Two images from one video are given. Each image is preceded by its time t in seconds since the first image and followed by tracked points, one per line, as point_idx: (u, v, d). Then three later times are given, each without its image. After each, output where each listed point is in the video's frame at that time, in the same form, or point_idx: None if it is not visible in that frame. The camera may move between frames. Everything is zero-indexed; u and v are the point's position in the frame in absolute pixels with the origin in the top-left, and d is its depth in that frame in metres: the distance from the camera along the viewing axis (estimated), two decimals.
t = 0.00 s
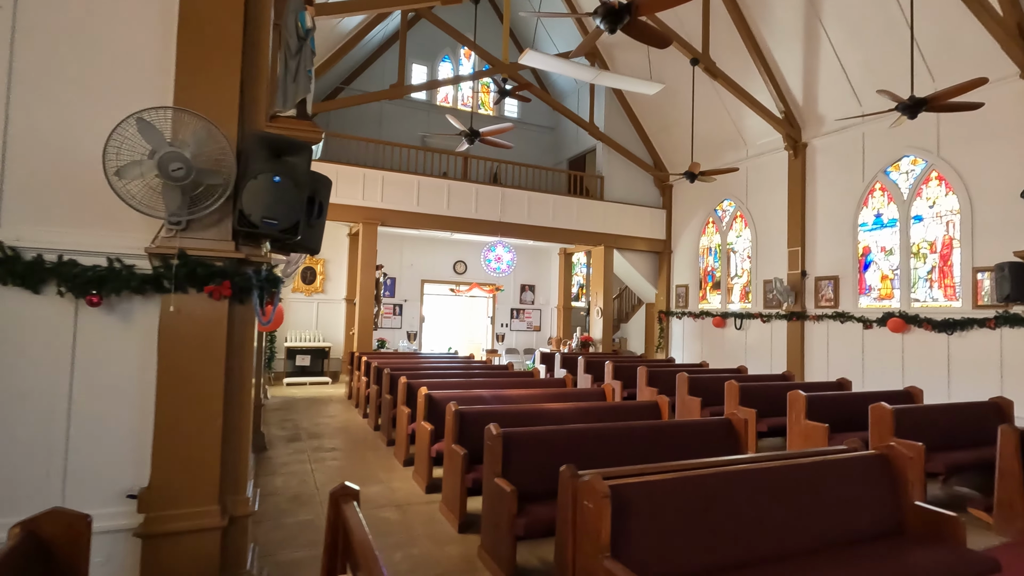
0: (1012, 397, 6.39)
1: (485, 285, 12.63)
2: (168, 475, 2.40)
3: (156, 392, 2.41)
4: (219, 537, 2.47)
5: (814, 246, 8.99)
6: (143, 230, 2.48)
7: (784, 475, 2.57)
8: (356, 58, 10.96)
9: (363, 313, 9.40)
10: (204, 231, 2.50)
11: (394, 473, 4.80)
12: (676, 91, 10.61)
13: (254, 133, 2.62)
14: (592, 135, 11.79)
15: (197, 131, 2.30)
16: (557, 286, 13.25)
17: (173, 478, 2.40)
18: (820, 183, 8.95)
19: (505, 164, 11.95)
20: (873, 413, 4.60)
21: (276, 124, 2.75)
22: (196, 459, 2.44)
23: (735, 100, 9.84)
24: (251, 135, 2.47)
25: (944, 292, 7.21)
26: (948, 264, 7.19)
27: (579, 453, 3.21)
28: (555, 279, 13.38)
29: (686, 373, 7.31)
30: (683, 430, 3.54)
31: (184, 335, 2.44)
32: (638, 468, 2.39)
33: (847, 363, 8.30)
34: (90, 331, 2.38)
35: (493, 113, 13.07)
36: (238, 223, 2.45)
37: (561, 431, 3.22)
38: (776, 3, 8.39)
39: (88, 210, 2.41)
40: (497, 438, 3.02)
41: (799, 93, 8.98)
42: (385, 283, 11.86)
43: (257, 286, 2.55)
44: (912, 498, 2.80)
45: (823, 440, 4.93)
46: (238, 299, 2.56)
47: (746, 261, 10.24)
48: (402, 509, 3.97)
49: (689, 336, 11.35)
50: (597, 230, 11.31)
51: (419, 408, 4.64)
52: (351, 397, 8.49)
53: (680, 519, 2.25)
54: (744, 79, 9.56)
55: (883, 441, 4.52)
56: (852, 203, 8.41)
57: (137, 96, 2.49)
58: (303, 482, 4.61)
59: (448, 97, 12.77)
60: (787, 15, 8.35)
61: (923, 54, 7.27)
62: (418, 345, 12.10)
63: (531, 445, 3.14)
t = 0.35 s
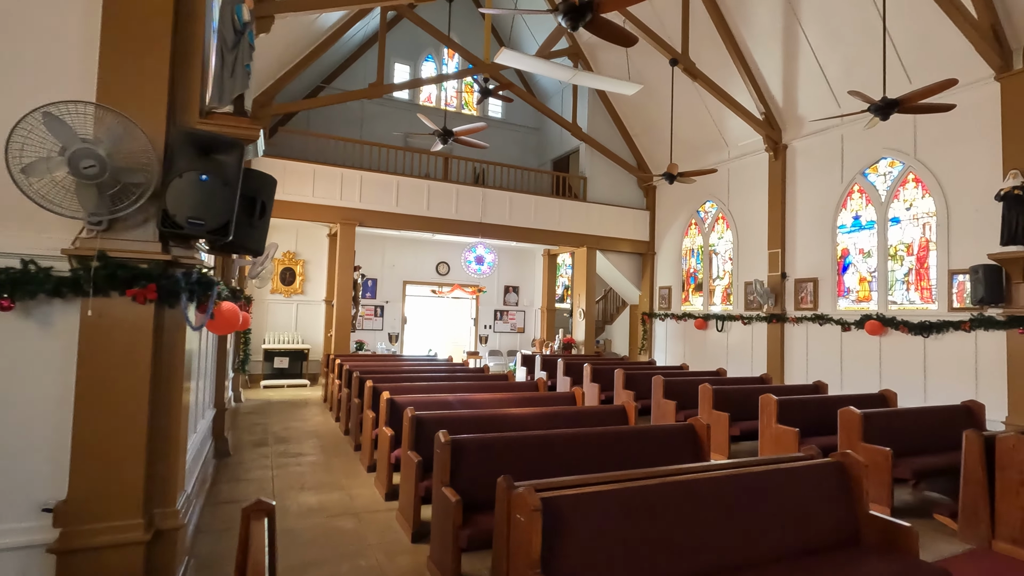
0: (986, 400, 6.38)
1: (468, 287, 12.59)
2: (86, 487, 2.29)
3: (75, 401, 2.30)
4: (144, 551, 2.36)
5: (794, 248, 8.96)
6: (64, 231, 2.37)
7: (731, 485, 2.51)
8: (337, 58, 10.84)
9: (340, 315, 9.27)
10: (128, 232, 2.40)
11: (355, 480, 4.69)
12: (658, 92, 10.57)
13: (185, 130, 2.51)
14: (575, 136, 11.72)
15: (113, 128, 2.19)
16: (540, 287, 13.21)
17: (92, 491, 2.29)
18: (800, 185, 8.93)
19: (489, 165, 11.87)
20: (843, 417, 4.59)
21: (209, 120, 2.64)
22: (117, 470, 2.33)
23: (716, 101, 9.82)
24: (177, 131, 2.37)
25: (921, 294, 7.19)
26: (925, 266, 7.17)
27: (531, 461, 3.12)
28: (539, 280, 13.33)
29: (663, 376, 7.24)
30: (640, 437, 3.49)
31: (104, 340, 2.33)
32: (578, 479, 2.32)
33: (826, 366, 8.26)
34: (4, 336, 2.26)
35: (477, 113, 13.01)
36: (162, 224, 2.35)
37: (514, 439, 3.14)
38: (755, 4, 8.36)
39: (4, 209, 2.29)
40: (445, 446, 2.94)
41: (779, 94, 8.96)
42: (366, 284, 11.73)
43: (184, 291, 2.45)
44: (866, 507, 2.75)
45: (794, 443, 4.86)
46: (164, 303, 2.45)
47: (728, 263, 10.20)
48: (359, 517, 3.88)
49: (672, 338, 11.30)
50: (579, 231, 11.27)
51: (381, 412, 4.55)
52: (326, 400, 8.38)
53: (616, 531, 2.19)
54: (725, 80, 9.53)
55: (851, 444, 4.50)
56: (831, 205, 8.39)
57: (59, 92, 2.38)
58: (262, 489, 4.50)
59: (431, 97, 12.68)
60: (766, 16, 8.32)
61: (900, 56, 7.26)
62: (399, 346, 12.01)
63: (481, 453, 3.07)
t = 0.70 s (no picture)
0: (971, 402, 6.30)
1: (454, 287, 12.49)
2: (5, 498, 2.15)
3: None
4: (70, 566, 2.23)
5: (781, 248, 8.87)
6: None
7: (694, 494, 2.40)
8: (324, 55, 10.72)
9: (323, 316, 9.12)
10: (57, 228, 2.27)
11: (324, 486, 4.57)
12: (646, 91, 10.48)
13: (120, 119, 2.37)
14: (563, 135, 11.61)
15: (35, 119, 2.07)
16: (529, 287, 13.11)
17: (11, 503, 2.15)
18: (787, 184, 8.84)
19: (477, 164, 11.76)
20: (823, 419, 4.50)
21: (148, 110, 2.50)
22: (40, 481, 2.19)
23: (704, 100, 9.73)
24: (106, 119, 2.24)
25: (907, 294, 7.11)
26: (911, 266, 7.09)
27: (492, 467, 3.02)
28: (527, 280, 13.22)
29: (646, 377, 7.14)
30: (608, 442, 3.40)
31: (27, 343, 2.20)
32: (529, 489, 2.21)
33: (813, 367, 8.18)
34: None
35: (465, 111, 12.91)
36: (89, 219, 2.21)
37: (474, 444, 3.03)
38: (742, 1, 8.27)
39: None
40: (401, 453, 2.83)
41: (766, 92, 8.87)
42: (351, 284, 11.59)
43: (117, 291, 2.32)
44: (837, 516, 2.64)
45: (774, 447, 4.81)
46: (95, 303, 2.33)
47: (716, 263, 10.11)
48: (323, 524, 3.75)
49: (661, 338, 11.21)
50: (567, 231, 11.16)
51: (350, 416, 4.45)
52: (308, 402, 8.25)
53: (567, 546, 2.07)
54: (712, 78, 9.43)
55: (832, 447, 4.41)
56: (818, 204, 8.31)
57: None
58: (227, 495, 4.37)
59: (418, 95, 12.52)
60: (753, 13, 8.23)
61: (886, 54, 7.18)
62: (385, 347, 11.87)
63: (439, 459, 2.96)
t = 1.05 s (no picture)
0: (971, 404, 6.08)
1: (444, 285, 12.29)
2: None
3: None
4: None
5: (776, 245, 8.65)
6: None
7: (665, 509, 2.18)
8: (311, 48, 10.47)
9: (306, 314, 8.88)
10: None
11: (291, 493, 4.34)
12: (639, 84, 10.25)
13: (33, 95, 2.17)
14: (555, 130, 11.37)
15: None
16: (521, 286, 12.89)
17: None
18: (782, 179, 8.62)
19: (468, 159, 11.53)
20: (815, 422, 4.27)
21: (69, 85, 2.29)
22: None
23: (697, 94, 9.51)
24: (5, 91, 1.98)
25: (905, 292, 6.88)
26: (908, 263, 6.87)
27: (452, 476, 2.81)
28: (519, 279, 13.00)
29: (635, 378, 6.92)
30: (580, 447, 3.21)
31: None
32: (478, 505, 2.00)
33: (808, 367, 7.95)
34: None
35: (455, 106, 12.68)
36: None
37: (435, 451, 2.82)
38: None
39: None
40: (352, 460, 2.61)
41: (760, 85, 8.64)
42: (339, 283, 11.37)
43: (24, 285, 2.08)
44: (825, 531, 2.41)
45: (765, 452, 4.61)
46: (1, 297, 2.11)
47: (710, 260, 9.90)
48: (282, 534, 3.53)
49: (654, 338, 10.98)
50: (559, 228, 10.95)
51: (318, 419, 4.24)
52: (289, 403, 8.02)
53: (517, 567, 1.85)
54: (705, 71, 9.21)
55: (824, 452, 4.19)
56: (813, 200, 8.09)
57: None
58: (186, 503, 4.14)
59: (408, 89, 12.27)
60: (746, 3, 8.01)
61: (883, 45, 6.95)
62: (374, 347, 11.64)
63: (395, 468, 2.74)
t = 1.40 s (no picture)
0: (975, 406, 5.85)
1: (435, 285, 12.07)
2: None
3: None
4: None
5: (772, 242, 8.42)
6: None
7: (635, 528, 1.96)
8: (299, 43, 10.25)
9: (291, 314, 8.66)
10: None
11: (258, 502, 4.13)
12: (632, 78, 10.02)
13: None
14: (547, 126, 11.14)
15: None
16: (515, 285, 12.68)
17: None
18: (778, 175, 8.40)
19: (460, 156, 11.31)
20: (809, 426, 4.05)
21: None
22: None
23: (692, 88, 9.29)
24: None
25: (904, 290, 6.66)
26: (908, 260, 6.64)
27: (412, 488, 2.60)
28: (513, 278, 12.78)
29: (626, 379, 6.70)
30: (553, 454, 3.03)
31: None
32: (422, 526, 1.82)
33: (805, 368, 7.73)
34: None
35: (447, 102, 12.47)
36: None
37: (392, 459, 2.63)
38: None
39: None
40: (300, 471, 2.40)
41: (756, 78, 8.42)
42: (328, 283, 11.16)
43: None
44: (814, 549, 2.18)
45: (758, 457, 4.39)
46: None
47: (705, 259, 9.68)
48: (240, 547, 3.32)
49: (649, 338, 10.76)
50: (552, 227, 10.74)
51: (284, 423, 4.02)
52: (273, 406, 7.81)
53: None
54: (700, 64, 8.99)
55: (819, 458, 3.97)
56: (810, 195, 7.87)
57: None
58: (145, 513, 3.92)
59: (399, 85, 12.06)
60: None
61: (882, 35, 6.73)
62: (364, 348, 11.43)
63: (348, 479, 2.53)
